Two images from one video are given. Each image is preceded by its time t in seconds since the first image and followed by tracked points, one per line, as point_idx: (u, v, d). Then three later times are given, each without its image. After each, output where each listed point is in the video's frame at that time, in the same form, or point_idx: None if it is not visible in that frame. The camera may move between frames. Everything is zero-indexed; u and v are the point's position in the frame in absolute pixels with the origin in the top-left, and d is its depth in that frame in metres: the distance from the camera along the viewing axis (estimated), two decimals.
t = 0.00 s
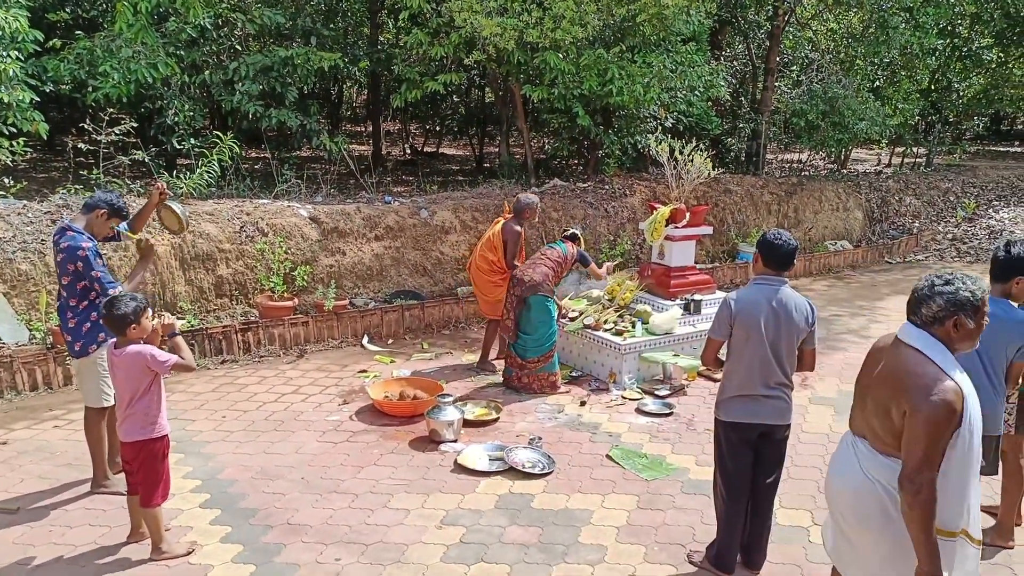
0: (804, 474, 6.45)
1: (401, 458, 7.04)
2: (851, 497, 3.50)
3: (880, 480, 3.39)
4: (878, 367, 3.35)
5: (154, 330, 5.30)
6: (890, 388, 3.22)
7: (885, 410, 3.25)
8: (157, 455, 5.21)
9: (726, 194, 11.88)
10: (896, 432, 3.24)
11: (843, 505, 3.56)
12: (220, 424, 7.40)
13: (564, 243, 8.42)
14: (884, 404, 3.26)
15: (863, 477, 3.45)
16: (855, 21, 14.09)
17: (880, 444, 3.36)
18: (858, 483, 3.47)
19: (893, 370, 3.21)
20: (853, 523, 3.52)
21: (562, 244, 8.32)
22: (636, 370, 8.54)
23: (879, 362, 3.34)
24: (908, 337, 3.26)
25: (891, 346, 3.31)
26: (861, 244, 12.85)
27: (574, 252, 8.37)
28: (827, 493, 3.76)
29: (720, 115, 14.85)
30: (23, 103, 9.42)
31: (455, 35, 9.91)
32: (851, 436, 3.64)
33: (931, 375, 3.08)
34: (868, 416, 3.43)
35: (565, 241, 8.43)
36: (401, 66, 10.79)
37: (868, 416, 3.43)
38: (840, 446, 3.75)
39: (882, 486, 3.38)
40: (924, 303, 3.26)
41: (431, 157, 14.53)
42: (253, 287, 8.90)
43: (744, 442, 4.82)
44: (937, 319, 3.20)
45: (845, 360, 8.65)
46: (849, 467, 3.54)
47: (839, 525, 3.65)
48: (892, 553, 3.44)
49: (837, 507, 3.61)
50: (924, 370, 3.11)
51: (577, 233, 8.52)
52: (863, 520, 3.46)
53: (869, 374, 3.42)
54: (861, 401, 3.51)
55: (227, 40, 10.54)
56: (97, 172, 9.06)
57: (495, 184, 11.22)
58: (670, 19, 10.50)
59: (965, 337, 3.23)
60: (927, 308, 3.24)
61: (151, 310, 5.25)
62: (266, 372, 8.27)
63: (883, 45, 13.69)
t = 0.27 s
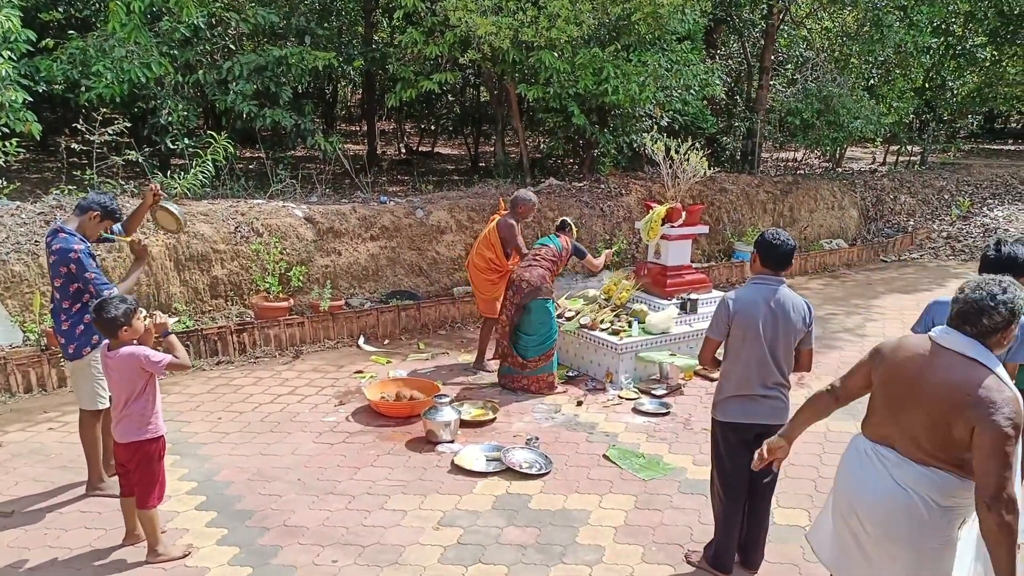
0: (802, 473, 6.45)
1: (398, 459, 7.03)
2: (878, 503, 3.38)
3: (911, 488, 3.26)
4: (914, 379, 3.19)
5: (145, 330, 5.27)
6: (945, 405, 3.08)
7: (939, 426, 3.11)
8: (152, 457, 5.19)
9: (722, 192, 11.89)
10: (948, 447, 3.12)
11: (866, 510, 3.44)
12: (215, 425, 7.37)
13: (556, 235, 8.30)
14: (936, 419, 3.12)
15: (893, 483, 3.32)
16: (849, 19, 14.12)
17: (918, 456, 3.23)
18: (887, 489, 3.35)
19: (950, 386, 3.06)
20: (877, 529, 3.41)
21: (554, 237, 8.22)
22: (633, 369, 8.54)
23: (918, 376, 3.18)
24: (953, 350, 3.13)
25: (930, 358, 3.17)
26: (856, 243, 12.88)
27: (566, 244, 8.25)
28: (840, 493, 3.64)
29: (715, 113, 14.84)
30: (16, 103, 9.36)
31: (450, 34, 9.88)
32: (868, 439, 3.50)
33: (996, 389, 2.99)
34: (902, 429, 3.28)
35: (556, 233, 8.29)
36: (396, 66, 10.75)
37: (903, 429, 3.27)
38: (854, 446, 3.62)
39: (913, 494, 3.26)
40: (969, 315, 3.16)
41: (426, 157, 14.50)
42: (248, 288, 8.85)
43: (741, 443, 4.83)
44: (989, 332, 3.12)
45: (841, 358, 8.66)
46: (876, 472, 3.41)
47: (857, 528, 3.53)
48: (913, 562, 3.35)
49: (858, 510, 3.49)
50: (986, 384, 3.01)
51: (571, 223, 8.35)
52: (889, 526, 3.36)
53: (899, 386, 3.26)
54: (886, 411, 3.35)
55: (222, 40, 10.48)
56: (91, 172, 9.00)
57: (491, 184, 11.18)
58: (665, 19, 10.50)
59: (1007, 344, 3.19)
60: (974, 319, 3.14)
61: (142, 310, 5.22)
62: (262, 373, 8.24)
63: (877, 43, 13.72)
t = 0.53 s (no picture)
0: (799, 472, 6.45)
1: (395, 459, 7.01)
2: (893, 513, 3.25)
3: (928, 494, 3.19)
4: (917, 383, 3.15)
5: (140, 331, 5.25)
6: (956, 407, 3.07)
7: (951, 428, 3.10)
8: (150, 457, 5.16)
9: (718, 191, 11.90)
10: (956, 447, 3.13)
11: (876, 520, 3.31)
12: (213, 426, 7.35)
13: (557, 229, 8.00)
14: (947, 421, 3.10)
15: (909, 492, 3.21)
16: (846, 18, 14.14)
17: (924, 461, 3.19)
18: (899, 498, 3.23)
19: (960, 388, 3.06)
20: (889, 539, 3.29)
21: (557, 232, 7.94)
22: (630, 368, 8.55)
23: (923, 380, 3.13)
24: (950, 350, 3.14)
25: (929, 362, 3.14)
26: (853, 241, 12.89)
27: (571, 238, 7.99)
28: (838, 502, 3.49)
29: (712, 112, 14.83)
30: (11, 103, 9.32)
31: (446, 34, 9.87)
32: (860, 446, 3.40)
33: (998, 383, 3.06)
34: (905, 436, 3.22)
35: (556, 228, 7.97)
36: (392, 65, 10.72)
37: (906, 436, 3.21)
38: (845, 453, 3.48)
39: (931, 500, 3.19)
40: (958, 313, 3.20)
41: (422, 156, 14.48)
42: (244, 288, 8.83)
43: (739, 443, 4.82)
44: (978, 326, 3.20)
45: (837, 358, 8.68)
46: (884, 481, 3.27)
47: (863, 539, 3.39)
48: (924, 566, 3.29)
49: (866, 520, 3.35)
50: (991, 381, 3.06)
51: (571, 216, 8.04)
52: (903, 535, 3.25)
53: (900, 392, 3.20)
54: (882, 418, 3.28)
55: (217, 39, 10.45)
56: (86, 172, 8.96)
57: (487, 183, 11.14)
58: (662, 17, 10.50)
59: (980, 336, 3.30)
60: (963, 318, 3.19)
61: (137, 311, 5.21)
62: (258, 373, 8.23)
63: (874, 41, 13.73)
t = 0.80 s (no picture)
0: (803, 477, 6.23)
1: (386, 464, 6.76)
2: (875, 529, 3.04)
3: (906, 504, 3.03)
4: (877, 393, 3.02)
5: (123, 334, 5.02)
6: (918, 411, 2.96)
7: (920, 435, 2.98)
8: (133, 464, 4.92)
9: (718, 188, 11.67)
10: (924, 452, 3.01)
11: (857, 540, 3.09)
12: (198, 431, 7.09)
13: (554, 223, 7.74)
14: (917, 429, 2.98)
15: (888, 506, 3.02)
16: (849, 11, 13.95)
17: (896, 472, 3.04)
18: (876, 514, 3.04)
19: (918, 390, 2.96)
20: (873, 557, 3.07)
21: (554, 227, 7.67)
22: (628, 370, 8.35)
23: (883, 388, 3.01)
24: (899, 352, 3.04)
25: (884, 369, 3.02)
26: (856, 240, 12.68)
27: (568, 232, 7.74)
28: (813, 526, 3.25)
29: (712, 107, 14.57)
30: None
31: (439, 26, 9.62)
32: (826, 466, 3.21)
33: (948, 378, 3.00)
34: (873, 451, 3.06)
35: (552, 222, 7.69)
36: (384, 59, 10.46)
37: (874, 450, 3.05)
38: (811, 474, 3.27)
39: (909, 509, 3.03)
40: (900, 313, 3.11)
41: (416, 152, 14.20)
42: (231, 289, 8.56)
43: (740, 446, 4.60)
44: (921, 323, 3.11)
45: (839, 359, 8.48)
46: (858, 498, 3.07)
47: (844, 563, 3.15)
48: None
49: (846, 541, 3.12)
50: (943, 376, 2.99)
51: (567, 208, 7.78)
52: (887, 551, 3.05)
53: (862, 405, 3.05)
54: (847, 436, 3.11)
55: (203, 32, 10.16)
56: (68, 169, 8.67)
57: (482, 180, 10.83)
58: (660, 9, 10.29)
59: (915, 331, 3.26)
60: (907, 316, 3.11)
61: (120, 314, 4.98)
62: (246, 377, 7.97)
63: (877, 35, 13.54)
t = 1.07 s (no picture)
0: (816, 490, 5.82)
1: (374, 476, 6.28)
2: (866, 539, 2.90)
3: (892, 508, 2.92)
4: (851, 400, 2.85)
5: (96, 349, 4.55)
6: (893, 411, 2.83)
7: (895, 434, 2.86)
8: (103, 477, 4.45)
9: (726, 181, 11.17)
10: (900, 450, 2.90)
11: (847, 554, 2.92)
12: (172, 441, 6.59)
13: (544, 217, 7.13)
14: (891, 428, 2.85)
15: (877, 514, 2.89)
16: None
17: (877, 477, 2.90)
18: (866, 523, 2.90)
19: (890, 389, 2.83)
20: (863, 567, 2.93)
21: (547, 224, 7.08)
22: (631, 375, 7.86)
23: (857, 395, 2.84)
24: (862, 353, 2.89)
25: (854, 372, 2.85)
26: (871, 236, 12.17)
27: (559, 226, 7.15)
28: (795, 544, 3.04)
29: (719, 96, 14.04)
30: None
31: (428, 11, 9.06)
32: (803, 481, 3.01)
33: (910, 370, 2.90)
34: (854, 458, 2.89)
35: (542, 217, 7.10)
36: (371, 44, 9.91)
37: (854, 458, 2.89)
38: (788, 490, 3.08)
39: (895, 516, 2.92)
40: (854, 312, 3.00)
41: (405, 144, 13.63)
42: (208, 290, 8.02)
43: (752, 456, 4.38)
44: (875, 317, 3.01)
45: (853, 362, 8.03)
46: (845, 510, 2.90)
47: None
48: None
49: (836, 556, 2.94)
50: (908, 372, 2.88)
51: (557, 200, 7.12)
52: (878, 560, 2.92)
53: (839, 417, 2.86)
54: (826, 449, 2.91)
55: (178, 16, 9.65)
56: (33, 162, 8.12)
57: (474, 174, 10.15)
58: None
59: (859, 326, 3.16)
60: (860, 313, 2.99)
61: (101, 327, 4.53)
62: (224, 383, 7.46)
63: (892, 20, 13.01)
